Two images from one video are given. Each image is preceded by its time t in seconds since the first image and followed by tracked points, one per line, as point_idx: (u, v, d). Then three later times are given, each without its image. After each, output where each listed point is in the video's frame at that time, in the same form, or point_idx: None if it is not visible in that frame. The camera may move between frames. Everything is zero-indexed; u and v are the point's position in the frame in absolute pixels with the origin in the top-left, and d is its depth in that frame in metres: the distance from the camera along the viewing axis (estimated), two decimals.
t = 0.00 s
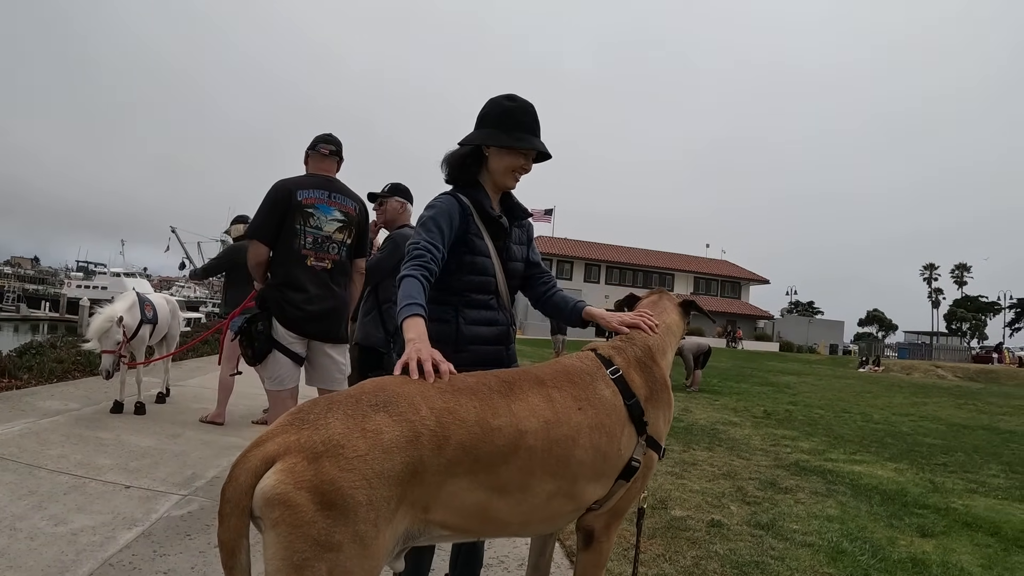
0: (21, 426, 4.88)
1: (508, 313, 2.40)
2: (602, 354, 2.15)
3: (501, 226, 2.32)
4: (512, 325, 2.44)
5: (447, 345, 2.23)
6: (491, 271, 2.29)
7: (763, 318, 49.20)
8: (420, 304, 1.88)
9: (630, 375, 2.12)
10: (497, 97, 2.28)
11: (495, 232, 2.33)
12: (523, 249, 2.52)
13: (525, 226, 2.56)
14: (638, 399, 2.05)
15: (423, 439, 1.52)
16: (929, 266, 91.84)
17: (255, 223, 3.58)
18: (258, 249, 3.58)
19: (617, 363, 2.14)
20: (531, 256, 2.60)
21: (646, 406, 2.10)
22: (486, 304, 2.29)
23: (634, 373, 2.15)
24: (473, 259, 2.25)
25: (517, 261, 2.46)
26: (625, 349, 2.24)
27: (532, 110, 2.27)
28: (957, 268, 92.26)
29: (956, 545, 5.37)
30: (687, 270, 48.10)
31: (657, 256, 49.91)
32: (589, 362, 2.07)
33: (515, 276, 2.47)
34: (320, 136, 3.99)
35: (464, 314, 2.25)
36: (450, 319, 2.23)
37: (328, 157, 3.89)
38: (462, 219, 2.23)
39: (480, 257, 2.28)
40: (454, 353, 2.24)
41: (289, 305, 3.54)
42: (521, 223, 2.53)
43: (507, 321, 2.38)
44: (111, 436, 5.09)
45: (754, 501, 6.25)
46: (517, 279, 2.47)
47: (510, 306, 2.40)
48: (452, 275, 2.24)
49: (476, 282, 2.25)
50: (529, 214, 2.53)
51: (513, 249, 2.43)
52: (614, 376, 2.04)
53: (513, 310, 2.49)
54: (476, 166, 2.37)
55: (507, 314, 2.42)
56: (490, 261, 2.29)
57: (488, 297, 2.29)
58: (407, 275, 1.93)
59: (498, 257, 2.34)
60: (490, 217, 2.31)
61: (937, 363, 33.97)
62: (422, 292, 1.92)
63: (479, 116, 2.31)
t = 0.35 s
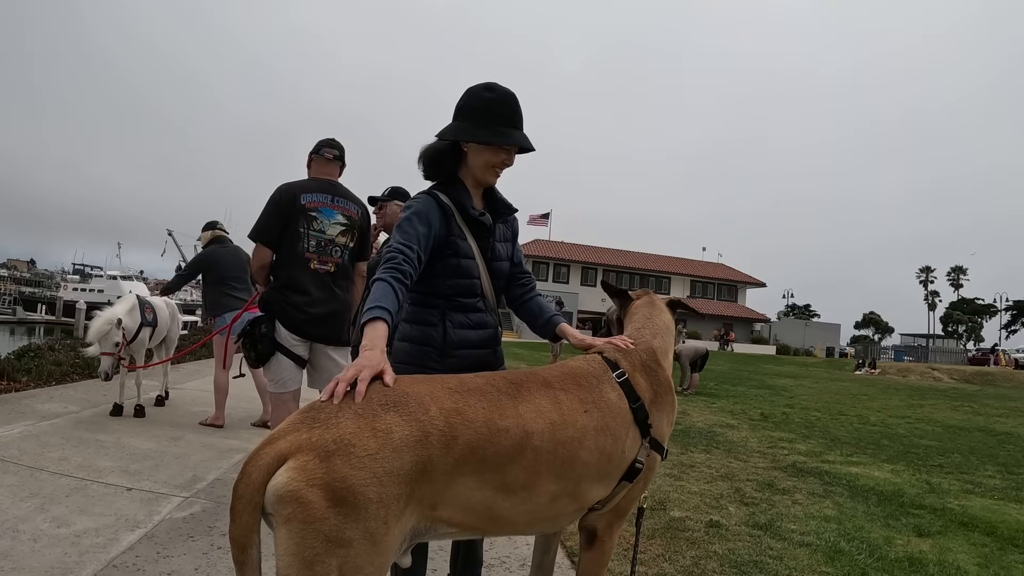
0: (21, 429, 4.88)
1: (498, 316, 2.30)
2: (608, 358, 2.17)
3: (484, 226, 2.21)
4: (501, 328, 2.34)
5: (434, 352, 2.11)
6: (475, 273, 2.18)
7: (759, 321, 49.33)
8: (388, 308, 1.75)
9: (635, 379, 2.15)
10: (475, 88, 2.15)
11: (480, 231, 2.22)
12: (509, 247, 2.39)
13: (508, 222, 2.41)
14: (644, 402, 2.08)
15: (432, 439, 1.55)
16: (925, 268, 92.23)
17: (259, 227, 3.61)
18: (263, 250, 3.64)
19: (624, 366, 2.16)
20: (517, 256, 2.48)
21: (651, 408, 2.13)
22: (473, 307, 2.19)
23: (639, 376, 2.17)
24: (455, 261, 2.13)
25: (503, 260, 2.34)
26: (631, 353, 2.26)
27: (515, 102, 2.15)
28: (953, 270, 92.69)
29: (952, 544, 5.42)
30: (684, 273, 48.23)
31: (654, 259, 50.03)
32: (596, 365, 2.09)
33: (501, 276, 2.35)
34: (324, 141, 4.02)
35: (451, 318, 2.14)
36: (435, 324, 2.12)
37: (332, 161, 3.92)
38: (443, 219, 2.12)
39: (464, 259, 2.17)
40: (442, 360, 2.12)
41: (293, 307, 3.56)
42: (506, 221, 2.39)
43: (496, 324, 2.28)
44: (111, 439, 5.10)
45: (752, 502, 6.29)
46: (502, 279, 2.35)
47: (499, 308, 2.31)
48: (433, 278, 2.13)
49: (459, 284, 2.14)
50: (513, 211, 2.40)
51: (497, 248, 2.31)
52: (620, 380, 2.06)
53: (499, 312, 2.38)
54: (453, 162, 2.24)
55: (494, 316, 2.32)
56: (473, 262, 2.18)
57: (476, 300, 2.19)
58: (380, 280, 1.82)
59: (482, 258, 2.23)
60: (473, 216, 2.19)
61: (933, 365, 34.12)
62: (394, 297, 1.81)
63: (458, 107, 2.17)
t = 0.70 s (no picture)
0: (19, 431, 4.90)
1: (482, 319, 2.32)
2: (600, 361, 2.19)
3: (469, 227, 2.22)
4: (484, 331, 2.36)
5: (419, 357, 2.13)
6: (458, 274, 2.19)
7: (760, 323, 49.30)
8: (364, 318, 1.74)
9: (628, 381, 2.16)
10: (476, 88, 2.15)
11: (462, 232, 2.23)
12: (491, 247, 2.42)
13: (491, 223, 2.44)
14: (637, 404, 2.09)
15: (416, 442, 1.56)
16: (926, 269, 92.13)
17: (255, 230, 3.63)
18: (259, 253, 3.66)
19: (615, 369, 2.18)
20: (500, 257, 2.49)
21: (644, 410, 2.14)
22: (458, 310, 2.21)
23: (632, 378, 2.19)
24: (439, 263, 2.15)
25: (486, 262, 2.36)
26: (622, 356, 2.28)
27: (512, 110, 2.18)
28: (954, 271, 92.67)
29: (951, 546, 5.42)
30: (685, 274, 48.24)
31: (655, 261, 50.04)
32: (587, 369, 2.11)
33: (483, 278, 2.37)
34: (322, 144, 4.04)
35: (436, 321, 2.16)
36: (421, 327, 2.13)
37: (331, 164, 3.94)
38: (424, 221, 2.12)
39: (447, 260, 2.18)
40: (428, 364, 2.14)
41: (290, 309, 3.57)
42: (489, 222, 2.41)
43: (481, 327, 2.31)
44: (110, 441, 5.12)
45: (751, 504, 6.30)
46: (485, 281, 2.38)
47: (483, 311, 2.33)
48: (415, 282, 2.13)
49: (440, 287, 2.14)
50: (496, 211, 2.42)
51: (481, 249, 2.33)
52: (612, 382, 2.08)
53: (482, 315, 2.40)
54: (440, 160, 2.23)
55: (478, 318, 2.34)
56: (457, 264, 2.19)
57: (461, 302, 2.21)
58: (357, 287, 1.81)
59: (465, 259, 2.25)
60: (455, 218, 2.20)
61: (933, 366, 34.09)
62: (371, 305, 1.80)
63: (453, 105, 2.16)
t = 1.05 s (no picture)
0: (21, 434, 4.94)
1: (474, 321, 2.37)
2: (586, 363, 2.22)
3: (461, 229, 2.28)
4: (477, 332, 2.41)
5: (416, 360, 2.16)
6: (451, 276, 2.24)
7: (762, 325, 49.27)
8: (358, 320, 1.77)
9: (613, 383, 2.20)
10: (470, 93, 2.19)
11: (453, 234, 2.28)
12: (480, 250, 2.47)
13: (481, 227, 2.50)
14: (622, 405, 2.13)
15: (400, 441, 1.60)
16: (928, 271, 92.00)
17: (254, 236, 3.67)
18: (257, 258, 3.69)
19: (601, 371, 2.22)
20: (487, 262, 2.55)
21: (630, 411, 2.18)
22: (452, 313, 2.25)
23: (617, 380, 2.22)
24: (434, 265, 2.19)
25: (475, 264, 2.42)
26: (608, 358, 2.32)
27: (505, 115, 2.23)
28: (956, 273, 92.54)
29: (950, 548, 5.44)
30: (686, 278, 48.28)
31: (656, 265, 50.09)
32: (573, 371, 2.15)
33: (472, 280, 2.41)
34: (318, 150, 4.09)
35: (431, 324, 2.20)
36: (416, 330, 2.17)
37: (328, 170, 4.00)
38: (419, 222, 2.15)
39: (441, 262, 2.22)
40: (424, 367, 2.17)
41: (288, 314, 3.60)
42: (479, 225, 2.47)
43: (474, 329, 2.36)
44: (111, 445, 5.16)
45: (749, 506, 6.32)
46: (474, 283, 2.43)
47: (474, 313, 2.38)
48: (410, 284, 2.16)
49: (435, 289, 2.19)
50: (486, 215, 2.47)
51: (471, 252, 2.38)
52: (598, 384, 2.12)
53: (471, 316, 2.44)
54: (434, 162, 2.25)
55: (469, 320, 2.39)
56: (450, 266, 2.24)
57: (455, 304, 2.25)
58: (351, 290, 1.85)
59: (457, 261, 2.30)
60: (449, 219, 2.25)
61: (936, 367, 34.04)
62: (365, 307, 1.83)
63: (448, 109, 2.19)
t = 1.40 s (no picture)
0: (24, 440, 4.97)
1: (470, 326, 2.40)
2: (578, 366, 2.25)
3: (455, 235, 2.31)
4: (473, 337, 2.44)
5: (415, 366, 2.19)
6: (447, 283, 2.27)
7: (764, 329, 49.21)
8: (353, 333, 1.83)
9: (606, 387, 2.22)
10: (462, 99, 2.23)
11: (448, 240, 2.31)
12: (474, 256, 2.50)
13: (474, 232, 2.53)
14: (615, 409, 2.15)
15: (392, 445, 1.63)
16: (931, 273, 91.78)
17: (255, 243, 3.70)
18: (258, 264, 3.73)
19: (594, 375, 2.24)
20: (482, 267, 2.58)
21: (623, 414, 2.20)
22: (449, 319, 2.28)
23: (610, 384, 2.25)
24: (429, 273, 2.22)
25: (470, 270, 2.44)
26: (601, 362, 2.34)
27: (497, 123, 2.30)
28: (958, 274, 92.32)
29: (952, 550, 5.43)
30: (687, 282, 48.30)
31: (658, 269, 50.11)
32: (566, 375, 2.18)
33: (467, 286, 2.44)
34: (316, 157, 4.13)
35: (429, 331, 2.23)
36: (414, 337, 2.20)
37: (326, 177, 4.04)
38: (414, 230, 2.18)
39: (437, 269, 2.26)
40: (423, 373, 2.20)
41: (290, 320, 3.63)
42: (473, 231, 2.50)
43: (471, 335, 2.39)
44: (113, 450, 5.19)
45: (751, 510, 6.32)
46: (469, 288, 2.45)
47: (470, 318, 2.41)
48: (406, 292, 2.19)
49: (431, 297, 2.22)
50: (479, 220, 2.50)
51: (466, 257, 2.41)
52: (590, 388, 2.14)
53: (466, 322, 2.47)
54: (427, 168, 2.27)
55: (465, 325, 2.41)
56: (446, 273, 2.27)
57: (452, 310, 2.29)
58: (345, 304, 1.89)
59: (451, 267, 2.33)
60: (443, 226, 2.28)
61: (940, 370, 33.94)
62: (360, 320, 1.88)
63: (440, 115, 2.23)
